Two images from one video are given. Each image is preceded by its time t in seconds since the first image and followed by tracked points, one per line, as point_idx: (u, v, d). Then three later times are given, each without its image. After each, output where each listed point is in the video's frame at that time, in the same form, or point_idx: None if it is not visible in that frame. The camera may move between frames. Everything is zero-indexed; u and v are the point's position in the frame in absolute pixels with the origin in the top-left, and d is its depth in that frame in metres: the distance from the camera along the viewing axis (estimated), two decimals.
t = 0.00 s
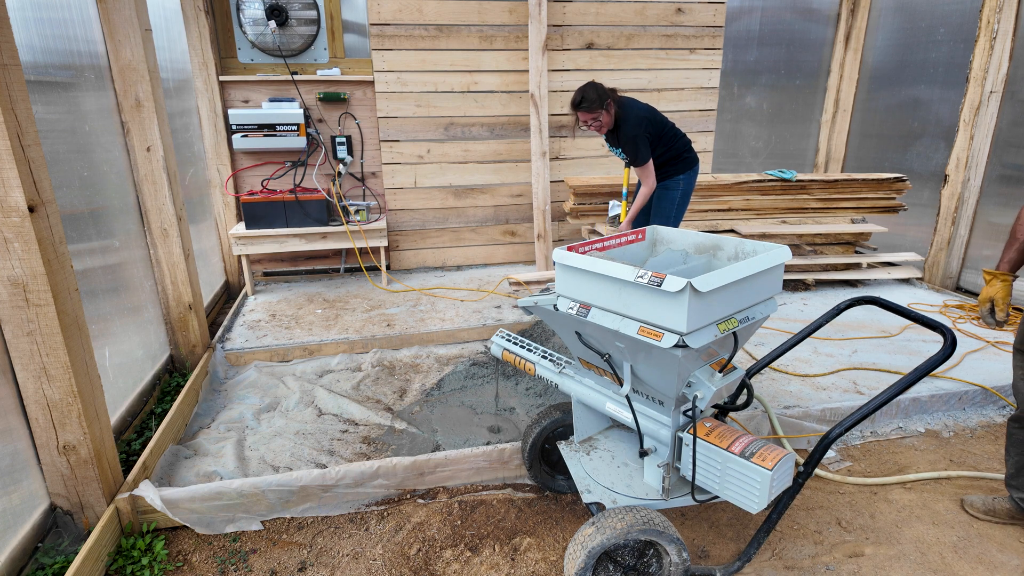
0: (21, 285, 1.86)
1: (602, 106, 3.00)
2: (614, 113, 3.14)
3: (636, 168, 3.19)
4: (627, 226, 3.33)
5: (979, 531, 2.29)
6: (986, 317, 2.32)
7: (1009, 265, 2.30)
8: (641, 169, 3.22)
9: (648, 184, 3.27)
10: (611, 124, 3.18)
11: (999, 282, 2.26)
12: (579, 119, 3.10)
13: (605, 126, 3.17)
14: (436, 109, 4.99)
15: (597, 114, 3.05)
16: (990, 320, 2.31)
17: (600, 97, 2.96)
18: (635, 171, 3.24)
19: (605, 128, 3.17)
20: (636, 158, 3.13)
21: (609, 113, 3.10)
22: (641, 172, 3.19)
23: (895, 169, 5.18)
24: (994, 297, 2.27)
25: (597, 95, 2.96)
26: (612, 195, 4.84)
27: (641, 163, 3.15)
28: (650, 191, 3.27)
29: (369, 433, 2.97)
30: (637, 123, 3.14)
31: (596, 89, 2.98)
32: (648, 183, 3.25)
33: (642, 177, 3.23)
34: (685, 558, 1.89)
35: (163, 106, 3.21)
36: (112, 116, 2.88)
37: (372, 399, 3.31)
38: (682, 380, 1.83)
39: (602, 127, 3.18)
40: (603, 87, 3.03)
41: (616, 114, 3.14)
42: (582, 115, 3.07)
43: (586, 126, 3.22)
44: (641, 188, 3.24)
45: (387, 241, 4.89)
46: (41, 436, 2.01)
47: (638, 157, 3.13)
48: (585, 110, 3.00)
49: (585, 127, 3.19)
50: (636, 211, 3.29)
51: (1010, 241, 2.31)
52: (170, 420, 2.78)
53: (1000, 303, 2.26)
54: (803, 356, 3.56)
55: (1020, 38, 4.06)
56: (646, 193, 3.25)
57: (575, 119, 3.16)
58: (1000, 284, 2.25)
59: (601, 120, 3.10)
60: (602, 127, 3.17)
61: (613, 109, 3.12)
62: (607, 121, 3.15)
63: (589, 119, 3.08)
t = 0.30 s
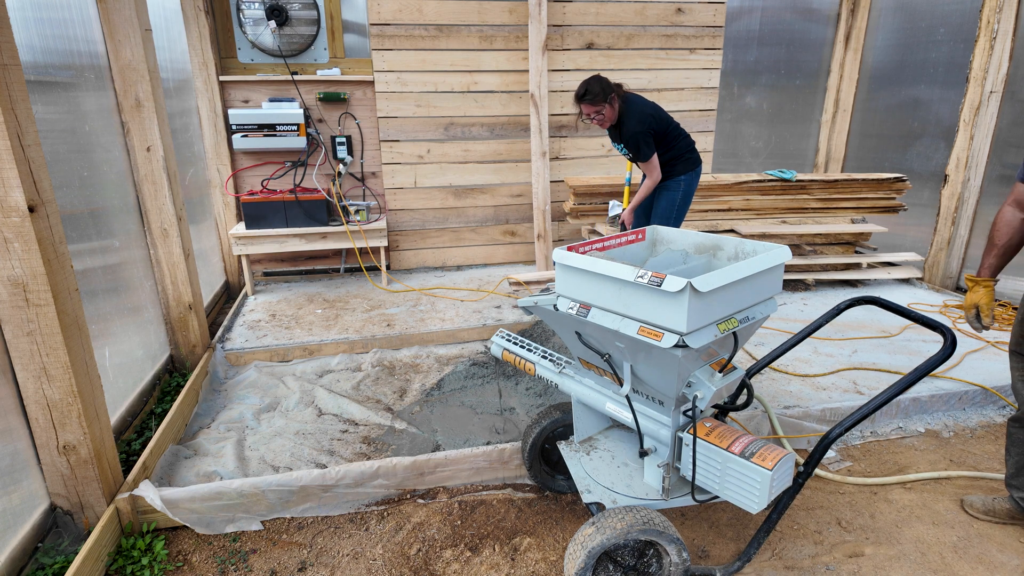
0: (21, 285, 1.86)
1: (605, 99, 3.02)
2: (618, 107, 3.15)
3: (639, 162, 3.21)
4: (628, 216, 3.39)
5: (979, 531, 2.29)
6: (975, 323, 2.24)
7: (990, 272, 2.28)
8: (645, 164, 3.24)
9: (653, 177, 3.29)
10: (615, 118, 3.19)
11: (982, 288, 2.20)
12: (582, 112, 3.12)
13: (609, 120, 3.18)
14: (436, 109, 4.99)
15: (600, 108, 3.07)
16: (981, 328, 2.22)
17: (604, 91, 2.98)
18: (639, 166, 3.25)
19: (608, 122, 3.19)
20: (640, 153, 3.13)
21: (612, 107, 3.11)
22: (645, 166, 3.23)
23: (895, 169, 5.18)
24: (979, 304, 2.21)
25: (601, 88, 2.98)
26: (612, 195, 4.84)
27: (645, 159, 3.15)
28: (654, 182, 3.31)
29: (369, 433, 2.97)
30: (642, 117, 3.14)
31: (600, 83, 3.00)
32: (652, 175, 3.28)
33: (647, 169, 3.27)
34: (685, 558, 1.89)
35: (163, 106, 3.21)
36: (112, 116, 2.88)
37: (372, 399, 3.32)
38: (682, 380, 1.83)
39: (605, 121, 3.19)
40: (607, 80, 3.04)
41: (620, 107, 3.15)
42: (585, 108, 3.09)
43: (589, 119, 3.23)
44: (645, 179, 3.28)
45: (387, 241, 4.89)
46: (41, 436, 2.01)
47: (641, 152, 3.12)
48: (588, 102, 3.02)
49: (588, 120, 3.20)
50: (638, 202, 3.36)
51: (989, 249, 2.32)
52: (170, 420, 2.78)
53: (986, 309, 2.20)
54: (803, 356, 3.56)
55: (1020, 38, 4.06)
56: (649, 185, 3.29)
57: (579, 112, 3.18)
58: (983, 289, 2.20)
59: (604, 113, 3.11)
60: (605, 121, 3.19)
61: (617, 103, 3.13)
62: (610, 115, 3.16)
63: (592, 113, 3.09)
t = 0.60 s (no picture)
0: (21, 285, 1.86)
1: (609, 100, 3.03)
2: (623, 108, 3.16)
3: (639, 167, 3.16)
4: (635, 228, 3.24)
5: (979, 531, 2.29)
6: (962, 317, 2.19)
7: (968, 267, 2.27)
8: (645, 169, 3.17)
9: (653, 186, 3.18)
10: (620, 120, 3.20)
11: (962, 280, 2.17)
12: (586, 112, 3.14)
13: (613, 121, 3.19)
14: (436, 109, 4.99)
15: (604, 108, 3.09)
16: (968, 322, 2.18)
17: (608, 91, 3.00)
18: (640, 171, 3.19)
19: (613, 123, 3.20)
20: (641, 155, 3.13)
21: (617, 108, 3.13)
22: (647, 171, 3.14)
23: (895, 169, 5.18)
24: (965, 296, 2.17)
25: (605, 89, 3.00)
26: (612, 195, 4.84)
27: (646, 162, 3.13)
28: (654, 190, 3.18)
29: (369, 433, 2.97)
30: (647, 119, 3.15)
31: (606, 83, 3.02)
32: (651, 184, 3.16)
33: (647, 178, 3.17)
34: (685, 558, 1.89)
35: (163, 106, 3.21)
36: (112, 116, 2.89)
37: (372, 399, 3.31)
38: (682, 380, 1.83)
39: (610, 122, 3.21)
40: (613, 81, 3.06)
41: (625, 109, 3.17)
42: (590, 108, 3.11)
43: (594, 120, 3.25)
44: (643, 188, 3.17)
45: (387, 241, 4.89)
46: (41, 436, 2.01)
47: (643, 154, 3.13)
48: (592, 102, 3.04)
49: (593, 121, 3.22)
50: (641, 213, 3.20)
51: (968, 243, 2.32)
52: (170, 420, 2.77)
53: (973, 303, 2.16)
54: (803, 356, 3.56)
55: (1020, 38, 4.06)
56: (649, 194, 3.17)
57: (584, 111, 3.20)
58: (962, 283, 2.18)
59: (608, 114, 3.13)
60: (610, 122, 3.20)
61: (622, 104, 3.15)
62: (615, 116, 3.18)
63: (596, 113, 3.11)
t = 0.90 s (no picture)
0: (21, 285, 1.86)
1: (614, 96, 3.04)
2: (628, 105, 3.16)
3: (640, 165, 3.17)
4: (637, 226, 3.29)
5: (979, 531, 2.29)
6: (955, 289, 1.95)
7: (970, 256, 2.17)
8: (646, 168, 3.19)
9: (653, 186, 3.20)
10: (625, 116, 3.21)
11: (969, 258, 2.01)
12: (591, 106, 3.15)
13: (618, 117, 3.20)
14: (436, 109, 4.99)
15: (609, 103, 3.10)
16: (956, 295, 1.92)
17: (614, 87, 3.01)
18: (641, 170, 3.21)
19: (618, 119, 3.21)
20: (643, 154, 3.14)
21: (623, 104, 3.13)
22: (647, 171, 3.17)
23: (895, 169, 5.18)
24: (967, 270, 1.99)
25: (611, 84, 3.01)
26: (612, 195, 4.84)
27: (647, 160, 3.15)
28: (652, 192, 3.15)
29: (369, 433, 2.97)
30: (651, 117, 3.16)
31: (612, 79, 3.03)
32: (650, 184, 3.17)
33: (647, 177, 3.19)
34: (685, 558, 1.89)
35: (163, 106, 3.21)
36: (112, 116, 2.89)
37: (371, 399, 3.32)
38: (682, 380, 1.83)
39: (615, 117, 3.22)
40: (621, 77, 3.07)
41: (630, 106, 3.17)
42: (595, 102, 3.12)
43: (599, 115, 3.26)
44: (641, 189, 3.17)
45: (387, 241, 4.89)
46: (41, 436, 2.01)
47: (645, 153, 3.14)
48: (597, 97, 3.05)
49: (598, 115, 3.23)
50: (640, 214, 3.20)
51: (974, 232, 2.22)
52: (170, 420, 2.77)
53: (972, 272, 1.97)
54: (803, 356, 3.56)
55: (1020, 38, 4.06)
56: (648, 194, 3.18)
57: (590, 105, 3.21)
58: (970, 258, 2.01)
59: (613, 110, 3.14)
60: (615, 118, 3.21)
61: (628, 101, 3.15)
62: (621, 112, 3.19)
63: (601, 107, 3.12)
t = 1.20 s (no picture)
0: (21, 285, 1.86)
1: (628, 90, 3.05)
2: (641, 100, 3.17)
3: (653, 160, 3.21)
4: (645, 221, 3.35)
5: (979, 531, 2.30)
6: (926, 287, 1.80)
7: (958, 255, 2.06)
8: (658, 163, 3.22)
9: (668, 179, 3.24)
10: (637, 111, 3.22)
11: (952, 260, 1.88)
12: (604, 100, 3.16)
13: (630, 112, 3.21)
14: (436, 109, 4.99)
15: (622, 98, 3.10)
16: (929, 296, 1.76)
17: (628, 82, 3.02)
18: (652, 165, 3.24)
19: (630, 114, 3.22)
20: (654, 150, 3.17)
21: (635, 99, 3.14)
22: (660, 165, 3.21)
23: (895, 169, 5.19)
24: (945, 270, 1.84)
25: (625, 79, 3.01)
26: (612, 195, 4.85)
27: (658, 156, 3.18)
28: (668, 186, 3.23)
29: (369, 433, 2.97)
30: (664, 113, 3.16)
31: (626, 73, 3.03)
32: (665, 178, 3.22)
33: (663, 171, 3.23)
34: (685, 558, 1.89)
35: (163, 106, 3.21)
36: (112, 116, 2.89)
37: (371, 399, 3.32)
38: (682, 380, 1.83)
39: (626, 112, 3.23)
40: (634, 72, 3.07)
41: (644, 101, 3.18)
42: (608, 96, 3.13)
43: (611, 109, 3.27)
44: (658, 182, 3.25)
45: (387, 241, 4.89)
46: (41, 436, 2.01)
47: (656, 148, 3.17)
48: (611, 90, 3.06)
49: (610, 109, 3.24)
50: (653, 206, 3.24)
51: (966, 229, 2.09)
52: (170, 420, 2.77)
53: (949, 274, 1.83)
54: (803, 356, 3.56)
55: (1020, 38, 4.07)
56: (663, 187, 3.23)
57: (602, 99, 3.22)
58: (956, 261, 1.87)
59: (625, 104, 3.15)
60: (626, 113, 3.22)
61: (641, 96, 3.16)
62: (633, 107, 3.19)
63: (613, 102, 3.13)
